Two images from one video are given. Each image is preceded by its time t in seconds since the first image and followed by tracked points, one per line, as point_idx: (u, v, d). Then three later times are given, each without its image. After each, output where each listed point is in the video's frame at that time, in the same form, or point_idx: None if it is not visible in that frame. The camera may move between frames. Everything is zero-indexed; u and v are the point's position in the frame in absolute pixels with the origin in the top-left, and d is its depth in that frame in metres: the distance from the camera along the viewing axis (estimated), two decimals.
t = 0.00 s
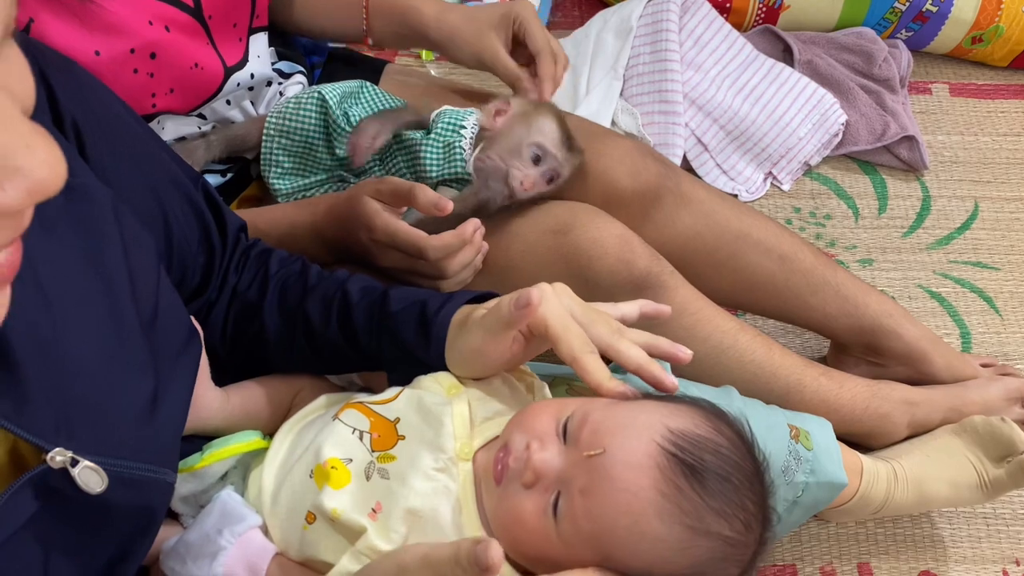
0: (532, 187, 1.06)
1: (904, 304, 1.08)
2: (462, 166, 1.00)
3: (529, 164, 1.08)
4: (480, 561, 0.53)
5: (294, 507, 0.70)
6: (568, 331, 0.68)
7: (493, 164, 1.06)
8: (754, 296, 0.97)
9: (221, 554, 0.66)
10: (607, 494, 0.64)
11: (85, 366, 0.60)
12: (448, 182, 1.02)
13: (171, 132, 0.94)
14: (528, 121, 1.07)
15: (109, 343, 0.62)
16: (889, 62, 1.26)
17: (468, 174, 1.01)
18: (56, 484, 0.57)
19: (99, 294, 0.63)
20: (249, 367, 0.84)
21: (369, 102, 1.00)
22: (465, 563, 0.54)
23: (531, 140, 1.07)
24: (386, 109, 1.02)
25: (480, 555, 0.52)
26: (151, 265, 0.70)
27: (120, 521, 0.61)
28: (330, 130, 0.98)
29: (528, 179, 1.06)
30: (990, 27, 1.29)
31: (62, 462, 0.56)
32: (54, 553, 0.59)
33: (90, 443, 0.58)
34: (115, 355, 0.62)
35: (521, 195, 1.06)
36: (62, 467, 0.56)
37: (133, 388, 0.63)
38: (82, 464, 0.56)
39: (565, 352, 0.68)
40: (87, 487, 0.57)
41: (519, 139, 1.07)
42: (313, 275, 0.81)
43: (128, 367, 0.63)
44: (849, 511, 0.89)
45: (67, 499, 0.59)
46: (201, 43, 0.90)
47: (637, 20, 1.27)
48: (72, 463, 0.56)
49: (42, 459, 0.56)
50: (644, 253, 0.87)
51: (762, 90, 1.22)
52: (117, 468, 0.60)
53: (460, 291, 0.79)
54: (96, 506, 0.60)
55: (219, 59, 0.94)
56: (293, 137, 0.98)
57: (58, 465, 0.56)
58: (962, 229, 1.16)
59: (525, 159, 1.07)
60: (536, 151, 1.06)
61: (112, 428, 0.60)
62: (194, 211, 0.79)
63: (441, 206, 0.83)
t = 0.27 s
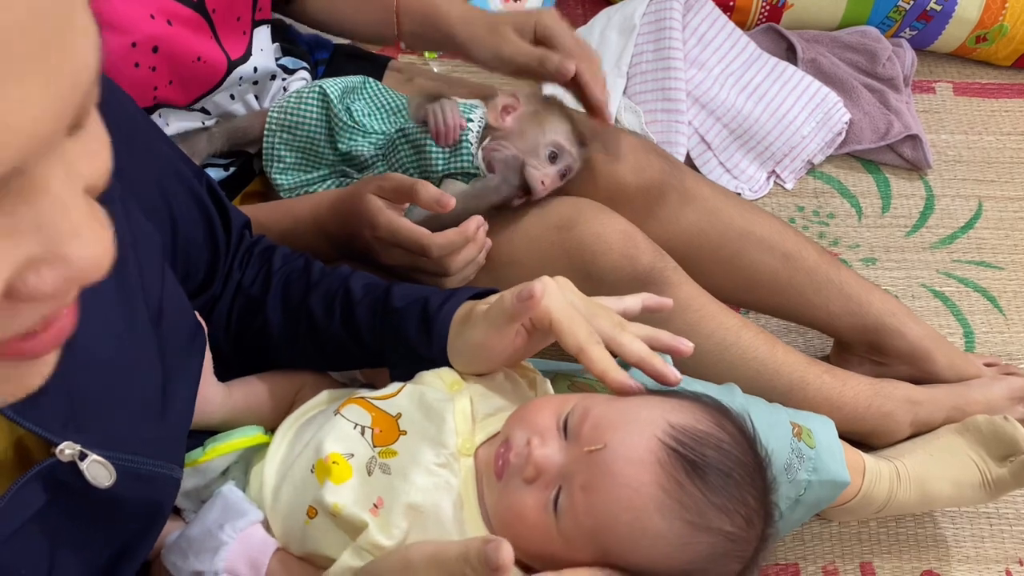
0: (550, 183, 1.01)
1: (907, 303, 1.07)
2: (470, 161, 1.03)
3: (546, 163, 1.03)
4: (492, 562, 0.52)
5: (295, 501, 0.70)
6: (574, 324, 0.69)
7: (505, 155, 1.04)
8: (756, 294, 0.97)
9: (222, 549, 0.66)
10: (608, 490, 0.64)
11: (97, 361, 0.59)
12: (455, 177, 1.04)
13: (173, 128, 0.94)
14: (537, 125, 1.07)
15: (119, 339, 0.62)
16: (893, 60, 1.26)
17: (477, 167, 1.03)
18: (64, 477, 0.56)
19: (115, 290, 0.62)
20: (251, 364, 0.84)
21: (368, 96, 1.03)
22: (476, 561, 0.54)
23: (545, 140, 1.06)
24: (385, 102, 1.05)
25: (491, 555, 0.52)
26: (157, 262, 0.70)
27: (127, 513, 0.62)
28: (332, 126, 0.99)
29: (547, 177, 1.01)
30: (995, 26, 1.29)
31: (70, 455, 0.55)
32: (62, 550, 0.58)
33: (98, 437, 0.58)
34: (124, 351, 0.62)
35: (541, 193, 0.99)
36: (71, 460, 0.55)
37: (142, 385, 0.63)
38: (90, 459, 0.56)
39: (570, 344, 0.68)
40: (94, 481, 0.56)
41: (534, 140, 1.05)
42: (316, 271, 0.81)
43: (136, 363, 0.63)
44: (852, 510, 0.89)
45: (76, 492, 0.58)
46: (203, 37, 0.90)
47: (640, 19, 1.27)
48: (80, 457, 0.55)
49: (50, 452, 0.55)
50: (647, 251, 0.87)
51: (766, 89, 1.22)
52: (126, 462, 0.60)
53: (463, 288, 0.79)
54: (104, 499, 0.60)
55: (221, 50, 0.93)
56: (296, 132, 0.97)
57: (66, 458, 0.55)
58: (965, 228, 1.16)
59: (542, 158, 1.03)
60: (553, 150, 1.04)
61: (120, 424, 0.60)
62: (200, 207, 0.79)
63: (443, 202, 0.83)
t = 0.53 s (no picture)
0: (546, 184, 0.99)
1: (907, 304, 1.07)
2: (466, 163, 1.00)
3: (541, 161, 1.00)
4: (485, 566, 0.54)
5: (292, 499, 0.70)
6: (568, 320, 0.68)
7: (504, 154, 1.00)
8: (756, 294, 0.97)
9: (218, 549, 0.67)
10: (603, 490, 0.64)
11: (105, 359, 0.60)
12: (453, 180, 1.00)
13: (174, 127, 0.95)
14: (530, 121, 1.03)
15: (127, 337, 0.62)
16: (893, 61, 1.26)
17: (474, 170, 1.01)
18: (75, 475, 0.57)
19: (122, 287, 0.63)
20: (252, 362, 0.84)
21: (364, 95, 1.02)
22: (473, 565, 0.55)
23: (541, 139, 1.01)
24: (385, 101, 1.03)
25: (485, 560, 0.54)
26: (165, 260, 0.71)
27: (135, 512, 0.62)
28: (329, 126, 0.98)
29: (541, 176, 0.99)
30: (995, 27, 1.28)
31: (82, 454, 0.56)
32: (68, 548, 0.60)
33: (108, 436, 0.59)
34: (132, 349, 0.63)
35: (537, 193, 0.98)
36: (82, 458, 0.56)
37: (152, 387, 0.65)
38: (101, 456, 0.56)
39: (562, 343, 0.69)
40: (105, 479, 0.57)
41: (529, 139, 1.02)
42: (317, 270, 0.81)
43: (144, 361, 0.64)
44: (851, 510, 0.89)
45: (84, 491, 0.59)
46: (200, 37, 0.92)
47: (641, 19, 1.27)
48: (92, 455, 0.56)
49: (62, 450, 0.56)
50: (646, 250, 0.87)
51: (766, 89, 1.22)
52: (134, 461, 0.60)
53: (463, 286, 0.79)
54: (113, 498, 0.60)
55: (221, 50, 0.95)
56: (290, 133, 0.98)
57: (78, 456, 0.56)
58: (965, 228, 1.16)
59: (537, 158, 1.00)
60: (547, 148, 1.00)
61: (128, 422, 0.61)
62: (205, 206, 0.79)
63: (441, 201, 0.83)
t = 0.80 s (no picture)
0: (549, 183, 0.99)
1: (906, 304, 1.07)
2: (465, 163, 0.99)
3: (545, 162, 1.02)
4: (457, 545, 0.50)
5: (290, 494, 0.70)
6: (568, 324, 0.69)
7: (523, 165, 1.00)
8: (754, 293, 0.97)
9: (218, 542, 0.67)
10: (606, 482, 0.64)
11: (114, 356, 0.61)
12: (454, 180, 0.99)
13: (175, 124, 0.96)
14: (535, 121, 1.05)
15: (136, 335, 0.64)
16: (892, 62, 1.26)
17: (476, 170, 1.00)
18: (86, 468, 0.58)
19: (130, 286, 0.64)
20: (251, 360, 0.84)
21: (364, 91, 1.03)
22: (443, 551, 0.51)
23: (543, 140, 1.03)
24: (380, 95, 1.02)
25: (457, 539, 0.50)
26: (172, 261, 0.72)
27: (142, 507, 0.63)
28: (327, 122, 0.99)
29: (546, 177, 0.99)
30: (994, 28, 1.29)
31: (93, 446, 0.57)
32: (77, 541, 0.60)
33: (118, 430, 0.61)
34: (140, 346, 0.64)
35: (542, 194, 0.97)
36: (93, 451, 0.58)
37: (161, 383, 0.66)
38: (112, 449, 0.58)
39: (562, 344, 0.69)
40: (116, 471, 0.59)
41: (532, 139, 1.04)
42: (318, 267, 0.82)
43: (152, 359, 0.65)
44: (848, 509, 0.89)
45: (94, 484, 0.60)
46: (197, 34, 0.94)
47: (640, 19, 1.27)
48: (102, 448, 0.57)
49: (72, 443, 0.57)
50: (644, 248, 0.87)
51: (765, 89, 1.22)
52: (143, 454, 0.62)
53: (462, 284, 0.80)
54: (122, 491, 0.61)
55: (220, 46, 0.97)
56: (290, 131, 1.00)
57: (90, 448, 0.57)
58: (964, 229, 1.16)
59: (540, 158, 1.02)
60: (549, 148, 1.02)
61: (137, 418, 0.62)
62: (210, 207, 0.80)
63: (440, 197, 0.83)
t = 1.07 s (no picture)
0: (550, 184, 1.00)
1: (904, 305, 1.08)
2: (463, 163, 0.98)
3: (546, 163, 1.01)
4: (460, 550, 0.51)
5: (288, 489, 0.71)
6: (567, 313, 0.69)
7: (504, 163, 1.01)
8: (752, 293, 0.97)
9: (217, 537, 0.67)
10: (602, 479, 0.65)
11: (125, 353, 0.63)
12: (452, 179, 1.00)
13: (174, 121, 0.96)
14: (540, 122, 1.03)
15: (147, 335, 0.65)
16: (891, 63, 1.26)
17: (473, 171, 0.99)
18: (97, 464, 0.60)
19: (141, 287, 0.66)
20: (253, 356, 0.85)
21: (363, 92, 1.02)
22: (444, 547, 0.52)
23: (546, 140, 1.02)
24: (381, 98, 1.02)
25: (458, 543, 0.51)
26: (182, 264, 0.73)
27: (152, 504, 0.64)
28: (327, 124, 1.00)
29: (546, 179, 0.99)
30: (993, 29, 1.29)
31: (107, 442, 0.58)
32: (90, 536, 0.60)
33: (132, 427, 0.62)
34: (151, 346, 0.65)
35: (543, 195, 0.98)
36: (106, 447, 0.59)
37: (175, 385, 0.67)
38: (125, 445, 0.59)
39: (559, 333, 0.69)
40: (128, 468, 0.60)
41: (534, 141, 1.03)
42: (320, 265, 0.82)
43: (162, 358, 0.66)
44: (846, 509, 0.89)
45: (106, 480, 0.61)
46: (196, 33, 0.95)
47: (640, 20, 1.27)
48: (116, 444, 0.59)
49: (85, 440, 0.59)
50: (642, 247, 0.88)
51: (764, 90, 1.22)
52: (153, 450, 0.63)
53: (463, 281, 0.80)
54: (133, 487, 0.62)
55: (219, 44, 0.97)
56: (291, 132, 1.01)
57: (103, 445, 0.58)
58: (962, 229, 1.16)
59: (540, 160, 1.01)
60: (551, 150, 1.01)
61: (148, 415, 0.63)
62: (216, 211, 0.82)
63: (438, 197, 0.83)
